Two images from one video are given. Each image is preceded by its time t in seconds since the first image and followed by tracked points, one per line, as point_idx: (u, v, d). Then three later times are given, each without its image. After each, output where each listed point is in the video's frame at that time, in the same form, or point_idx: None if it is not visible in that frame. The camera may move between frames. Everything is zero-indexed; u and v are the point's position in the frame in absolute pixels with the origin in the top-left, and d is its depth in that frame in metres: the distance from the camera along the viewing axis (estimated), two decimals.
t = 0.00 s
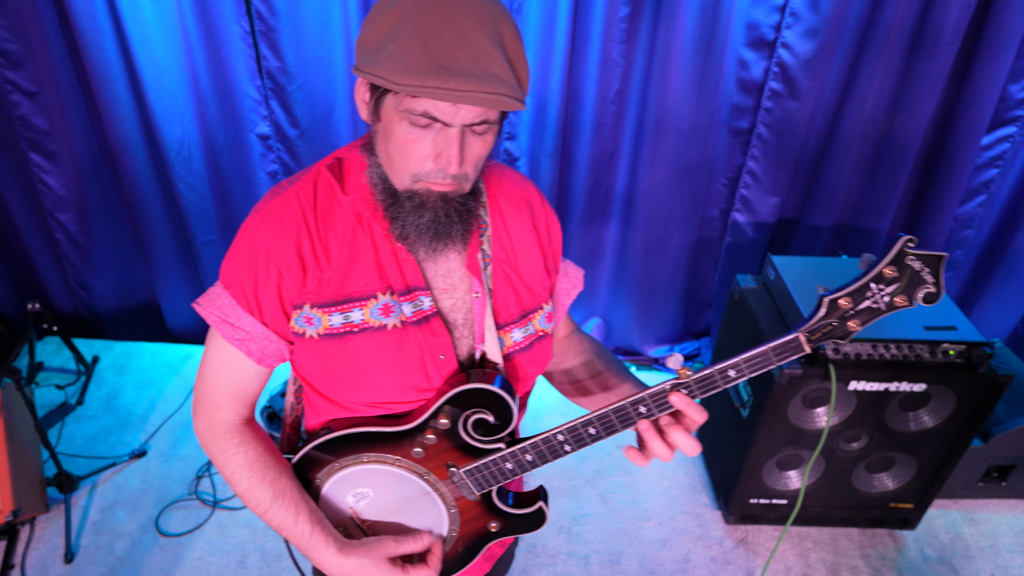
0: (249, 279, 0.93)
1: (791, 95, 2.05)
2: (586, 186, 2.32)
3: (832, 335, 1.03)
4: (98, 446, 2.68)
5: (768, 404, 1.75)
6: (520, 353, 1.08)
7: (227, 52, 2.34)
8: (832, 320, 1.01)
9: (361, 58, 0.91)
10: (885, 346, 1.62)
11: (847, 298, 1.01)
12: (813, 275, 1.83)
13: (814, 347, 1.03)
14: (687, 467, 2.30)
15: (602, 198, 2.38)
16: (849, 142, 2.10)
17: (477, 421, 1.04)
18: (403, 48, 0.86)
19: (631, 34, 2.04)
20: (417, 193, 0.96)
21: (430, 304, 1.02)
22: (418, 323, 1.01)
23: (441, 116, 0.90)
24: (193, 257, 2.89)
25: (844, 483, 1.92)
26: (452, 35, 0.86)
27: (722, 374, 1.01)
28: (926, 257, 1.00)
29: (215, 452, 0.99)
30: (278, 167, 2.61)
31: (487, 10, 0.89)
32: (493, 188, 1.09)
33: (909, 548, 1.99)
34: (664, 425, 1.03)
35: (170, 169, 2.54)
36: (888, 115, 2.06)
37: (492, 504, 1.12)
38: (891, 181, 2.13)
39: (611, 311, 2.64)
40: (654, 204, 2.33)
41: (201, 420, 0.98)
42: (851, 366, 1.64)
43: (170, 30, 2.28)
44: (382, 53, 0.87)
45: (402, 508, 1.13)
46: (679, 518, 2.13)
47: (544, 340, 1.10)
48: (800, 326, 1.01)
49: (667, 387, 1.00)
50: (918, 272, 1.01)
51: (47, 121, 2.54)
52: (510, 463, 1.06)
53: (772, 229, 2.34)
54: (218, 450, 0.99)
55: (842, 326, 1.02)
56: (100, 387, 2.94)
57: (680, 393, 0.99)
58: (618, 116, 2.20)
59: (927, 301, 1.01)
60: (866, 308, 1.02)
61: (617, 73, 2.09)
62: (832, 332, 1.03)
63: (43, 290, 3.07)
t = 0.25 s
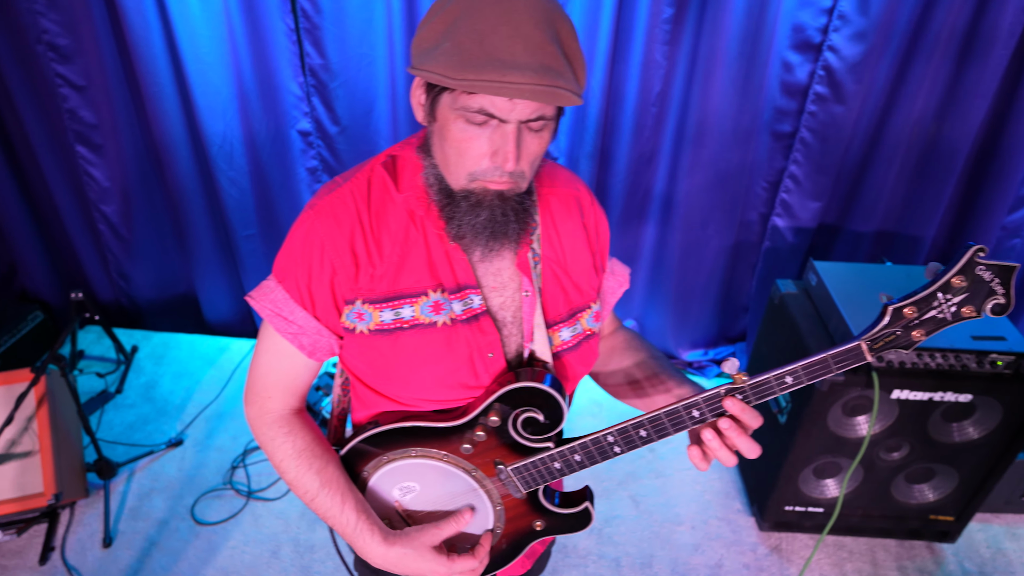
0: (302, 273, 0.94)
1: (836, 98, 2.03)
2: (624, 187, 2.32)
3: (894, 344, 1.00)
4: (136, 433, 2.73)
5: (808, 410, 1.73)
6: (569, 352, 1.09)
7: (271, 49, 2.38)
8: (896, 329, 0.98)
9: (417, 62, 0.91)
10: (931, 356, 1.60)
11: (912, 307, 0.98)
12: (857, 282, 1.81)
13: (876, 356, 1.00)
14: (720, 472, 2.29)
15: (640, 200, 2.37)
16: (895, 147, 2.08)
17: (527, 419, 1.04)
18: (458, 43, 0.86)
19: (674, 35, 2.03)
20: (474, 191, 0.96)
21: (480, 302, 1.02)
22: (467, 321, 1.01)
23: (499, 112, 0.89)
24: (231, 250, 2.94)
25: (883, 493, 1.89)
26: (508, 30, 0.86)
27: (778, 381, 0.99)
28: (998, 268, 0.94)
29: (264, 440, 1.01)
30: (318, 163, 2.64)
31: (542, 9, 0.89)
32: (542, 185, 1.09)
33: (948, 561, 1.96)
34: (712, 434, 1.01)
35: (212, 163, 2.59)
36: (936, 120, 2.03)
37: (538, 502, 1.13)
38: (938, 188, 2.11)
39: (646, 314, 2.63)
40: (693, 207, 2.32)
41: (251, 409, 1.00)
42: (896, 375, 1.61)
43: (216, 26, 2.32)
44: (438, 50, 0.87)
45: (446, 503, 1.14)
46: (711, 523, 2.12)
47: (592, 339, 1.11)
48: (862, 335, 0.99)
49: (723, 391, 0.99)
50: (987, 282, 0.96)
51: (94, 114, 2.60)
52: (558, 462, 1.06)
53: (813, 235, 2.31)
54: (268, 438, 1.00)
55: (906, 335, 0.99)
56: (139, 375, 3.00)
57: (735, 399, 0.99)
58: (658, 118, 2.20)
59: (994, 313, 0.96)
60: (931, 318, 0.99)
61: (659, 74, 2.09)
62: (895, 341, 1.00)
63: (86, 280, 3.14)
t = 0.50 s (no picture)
0: (360, 265, 0.95)
1: (886, 103, 2.00)
2: (665, 189, 2.31)
3: (961, 347, 0.99)
4: (176, 422, 2.78)
5: (852, 417, 1.70)
6: (621, 350, 1.09)
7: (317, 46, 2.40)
8: (960, 333, 0.97)
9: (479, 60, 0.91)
10: (980, 366, 1.58)
11: (978, 310, 0.96)
12: (905, 289, 1.79)
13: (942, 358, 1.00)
14: (757, 478, 2.27)
15: (681, 202, 2.36)
16: (945, 153, 2.04)
17: (579, 415, 1.06)
18: (523, 44, 0.86)
19: (721, 37, 2.02)
20: (538, 189, 0.97)
21: (537, 297, 1.03)
22: (524, 316, 1.02)
23: (563, 111, 0.89)
24: (271, 244, 2.98)
25: (927, 505, 1.86)
26: (571, 28, 0.85)
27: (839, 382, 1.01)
28: None
29: (315, 426, 1.02)
30: (360, 160, 2.67)
31: (603, 4, 0.88)
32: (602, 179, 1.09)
33: None
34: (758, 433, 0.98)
35: (256, 158, 2.63)
36: (990, 126, 1.99)
37: (588, 500, 1.14)
38: (989, 195, 2.07)
39: (684, 316, 2.62)
40: (735, 210, 2.30)
41: (304, 395, 1.01)
42: (944, 385, 1.58)
43: (264, 23, 2.35)
44: (501, 51, 0.87)
45: (494, 499, 1.14)
46: (748, 529, 2.10)
47: (645, 337, 1.11)
48: (929, 338, 0.99)
49: (780, 392, 1.00)
50: None
51: (143, 108, 2.65)
52: (610, 459, 1.08)
53: (858, 241, 2.28)
54: (318, 424, 1.02)
55: (973, 338, 0.98)
56: (179, 365, 3.06)
57: (792, 400, 0.99)
58: (703, 120, 2.18)
59: None
60: (1000, 321, 0.97)
61: (705, 76, 2.07)
62: (962, 343, 1.00)
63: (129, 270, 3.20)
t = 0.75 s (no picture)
0: (417, 260, 0.95)
1: (941, 108, 1.96)
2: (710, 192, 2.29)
3: None
4: (216, 411, 2.83)
5: (900, 427, 1.67)
6: (677, 352, 1.09)
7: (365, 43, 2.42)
8: None
9: (563, 66, 0.86)
10: None
11: None
12: (958, 299, 1.75)
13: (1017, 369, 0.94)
14: (796, 487, 2.24)
15: (725, 206, 2.33)
16: (1002, 161, 2.00)
17: (634, 416, 1.07)
18: (630, 49, 0.82)
19: (772, 39, 2.00)
20: (643, 183, 0.95)
21: (593, 297, 1.02)
22: (579, 317, 1.02)
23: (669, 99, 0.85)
24: (313, 239, 3.01)
25: (974, 520, 1.81)
26: (644, 36, 0.82)
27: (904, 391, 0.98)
28: None
29: (366, 417, 1.03)
30: (403, 157, 2.69)
31: (684, 18, 0.83)
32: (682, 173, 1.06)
33: None
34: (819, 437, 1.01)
35: (301, 153, 2.66)
36: None
37: (639, 501, 1.14)
38: None
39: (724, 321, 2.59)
40: (780, 215, 2.28)
41: (357, 386, 1.03)
42: (1000, 398, 1.55)
43: (314, 20, 2.38)
44: (605, 58, 0.83)
45: (544, 496, 1.15)
46: (786, 538, 2.07)
47: (700, 340, 1.11)
48: (1000, 347, 0.93)
49: (843, 398, 0.99)
50: None
51: (192, 102, 2.71)
52: (664, 461, 1.08)
53: (907, 248, 2.24)
54: (370, 415, 1.03)
55: None
56: (220, 356, 3.11)
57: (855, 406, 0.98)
58: (750, 123, 2.16)
59: None
60: None
61: (753, 78, 2.05)
62: None
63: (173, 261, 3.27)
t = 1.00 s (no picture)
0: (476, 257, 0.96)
1: (999, 116, 1.91)
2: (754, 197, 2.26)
3: None
4: (255, 402, 2.87)
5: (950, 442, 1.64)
6: (733, 356, 1.09)
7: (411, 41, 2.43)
8: None
9: (649, 84, 0.85)
10: None
11: None
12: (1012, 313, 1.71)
13: None
14: (836, 498, 2.20)
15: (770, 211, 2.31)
16: None
17: (691, 419, 1.06)
18: (726, 61, 0.82)
19: (824, 43, 1.97)
20: (726, 183, 0.96)
21: (650, 298, 1.02)
22: (636, 317, 1.02)
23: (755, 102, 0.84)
24: (353, 235, 3.04)
25: None
26: (678, 44, 0.84)
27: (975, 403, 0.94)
28: None
29: (418, 409, 1.04)
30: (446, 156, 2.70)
31: (719, 19, 0.83)
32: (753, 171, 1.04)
33: None
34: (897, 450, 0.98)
35: (345, 150, 2.69)
36: None
37: (691, 506, 1.14)
38: None
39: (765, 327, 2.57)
40: (827, 222, 2.24)
41: (410, 378, 1.03)
42: None
43: (362, 18, 2.40)
44: (700, 72, 0.82)
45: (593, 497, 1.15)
46: (825, 550, 2.04)
47: (755, 344, 1.10)
48: None
49: (908, 410, 0.96)
50: None
51: (239, 98, 2.75)
52: (719, 467, 1.08)
53: (958, 259, 2.19)
54: (421, 408, 1.03)
55: None
56: (260, 348, 3.17)
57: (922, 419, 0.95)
58: (798, 128, 2.13)
59: None
60: None
61: (803, 83, 2.03)
62: None
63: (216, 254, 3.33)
